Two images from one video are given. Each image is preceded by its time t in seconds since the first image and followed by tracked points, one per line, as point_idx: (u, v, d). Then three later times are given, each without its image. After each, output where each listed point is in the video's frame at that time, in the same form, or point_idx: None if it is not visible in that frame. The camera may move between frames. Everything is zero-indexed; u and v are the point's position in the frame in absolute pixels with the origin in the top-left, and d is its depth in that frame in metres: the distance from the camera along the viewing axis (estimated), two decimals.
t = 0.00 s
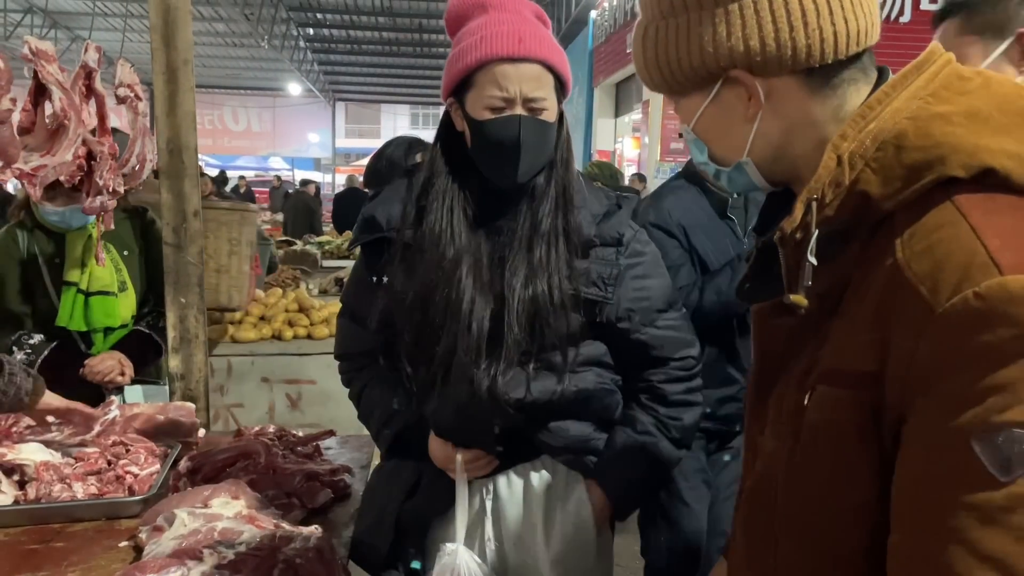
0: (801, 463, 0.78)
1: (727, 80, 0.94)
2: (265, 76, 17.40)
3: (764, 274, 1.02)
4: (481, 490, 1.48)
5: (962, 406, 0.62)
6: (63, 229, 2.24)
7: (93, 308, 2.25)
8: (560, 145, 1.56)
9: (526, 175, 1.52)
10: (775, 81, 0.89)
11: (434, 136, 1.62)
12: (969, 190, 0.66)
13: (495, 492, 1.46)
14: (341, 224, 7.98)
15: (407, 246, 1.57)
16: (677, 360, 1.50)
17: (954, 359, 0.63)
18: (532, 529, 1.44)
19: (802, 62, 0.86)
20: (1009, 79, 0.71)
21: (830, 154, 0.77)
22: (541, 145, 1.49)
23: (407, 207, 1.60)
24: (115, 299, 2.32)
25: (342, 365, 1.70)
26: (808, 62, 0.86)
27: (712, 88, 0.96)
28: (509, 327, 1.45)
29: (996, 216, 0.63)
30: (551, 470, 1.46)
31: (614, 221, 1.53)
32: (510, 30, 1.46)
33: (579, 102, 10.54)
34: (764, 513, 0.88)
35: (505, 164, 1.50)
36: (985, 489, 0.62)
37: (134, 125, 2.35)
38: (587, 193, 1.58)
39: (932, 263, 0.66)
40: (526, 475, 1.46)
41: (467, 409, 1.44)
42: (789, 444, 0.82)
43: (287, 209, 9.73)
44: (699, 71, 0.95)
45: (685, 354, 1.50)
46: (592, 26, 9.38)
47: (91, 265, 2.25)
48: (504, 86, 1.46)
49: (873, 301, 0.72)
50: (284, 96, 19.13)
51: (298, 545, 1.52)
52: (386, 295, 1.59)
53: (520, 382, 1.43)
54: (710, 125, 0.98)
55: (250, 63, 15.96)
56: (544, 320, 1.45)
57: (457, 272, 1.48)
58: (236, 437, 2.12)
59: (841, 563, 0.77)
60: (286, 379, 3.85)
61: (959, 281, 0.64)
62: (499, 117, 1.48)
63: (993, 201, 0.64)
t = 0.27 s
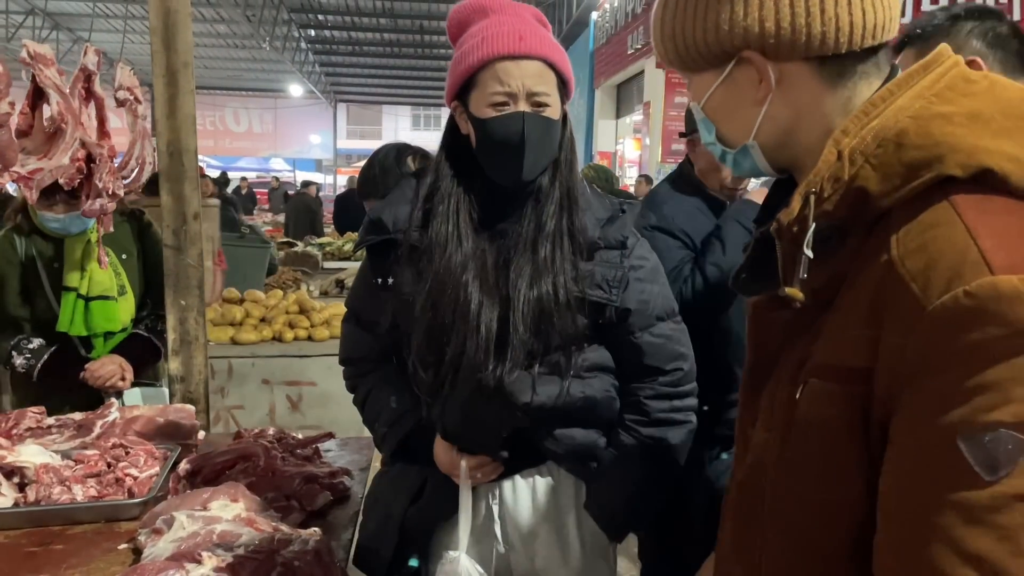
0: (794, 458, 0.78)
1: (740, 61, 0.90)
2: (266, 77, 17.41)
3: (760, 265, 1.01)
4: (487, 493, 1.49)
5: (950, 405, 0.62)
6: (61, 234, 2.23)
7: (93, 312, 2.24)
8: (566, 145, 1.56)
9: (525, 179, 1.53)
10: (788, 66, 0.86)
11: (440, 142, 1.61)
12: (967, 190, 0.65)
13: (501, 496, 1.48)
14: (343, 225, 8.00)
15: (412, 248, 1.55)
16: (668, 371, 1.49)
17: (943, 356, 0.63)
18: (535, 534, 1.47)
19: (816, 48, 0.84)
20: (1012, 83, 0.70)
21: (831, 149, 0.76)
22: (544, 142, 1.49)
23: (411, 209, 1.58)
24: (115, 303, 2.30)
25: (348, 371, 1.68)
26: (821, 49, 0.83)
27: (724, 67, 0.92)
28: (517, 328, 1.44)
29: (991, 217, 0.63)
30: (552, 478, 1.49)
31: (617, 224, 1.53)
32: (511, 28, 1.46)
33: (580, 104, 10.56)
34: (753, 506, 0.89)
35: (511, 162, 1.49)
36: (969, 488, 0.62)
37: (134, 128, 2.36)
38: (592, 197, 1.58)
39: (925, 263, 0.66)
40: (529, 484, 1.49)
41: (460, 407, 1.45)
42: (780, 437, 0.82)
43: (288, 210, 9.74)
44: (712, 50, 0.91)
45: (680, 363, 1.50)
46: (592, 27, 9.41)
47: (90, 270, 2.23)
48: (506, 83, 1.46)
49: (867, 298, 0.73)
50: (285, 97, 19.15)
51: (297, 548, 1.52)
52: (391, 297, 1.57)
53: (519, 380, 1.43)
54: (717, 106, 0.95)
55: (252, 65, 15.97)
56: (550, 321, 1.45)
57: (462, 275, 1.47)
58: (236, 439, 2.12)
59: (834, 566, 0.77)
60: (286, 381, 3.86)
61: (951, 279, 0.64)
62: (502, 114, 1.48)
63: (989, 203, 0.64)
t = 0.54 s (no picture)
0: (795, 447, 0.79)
1: (761, 43, 0.89)
2: (267, 79, 17.42)
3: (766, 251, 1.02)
4: (487, 494, 1.49)
5: (947, 395, 0.63)
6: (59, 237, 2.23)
7: (94, 314, 2.26)
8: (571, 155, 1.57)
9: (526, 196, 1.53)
10: (808, 51, 0.86)
11: (444, 150, 1.62)
12: (977, 185, 0.66)
13: (502, 496, 1.48)
14: (343, 227, 7.99)
15: (414, 250, 1.55)
16: (675, 370, 1.51)
17: (943, 346, 0.63)
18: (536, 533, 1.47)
19: (837, 33, 0.82)
20: None
21: (843, 137, 0.77)
22: (554, 164, 1.48)
23: (412, 211, 1.58)
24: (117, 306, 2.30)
25: (348, 374, 1.69)
26: (843, 35, 0.82)
27: (744, 49, 0.92)
28: (520, 328, 1.44)
29: (999, 211, 0.63)
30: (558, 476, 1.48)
31: (617, 225, 1.54)
32: (531, 52, 1.45)
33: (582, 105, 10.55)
34: (745, 492, 0.90)
35: (517, 175, 1.49)
36: (963, 479, 0.62)
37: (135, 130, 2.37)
38: (591, 198, 1.59)
39: (929, 253, 0.66)
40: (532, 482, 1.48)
41: (457, 401, 1.44)
42: (777, 427, 0.84)
43: (289, 212, 9.74)
44: (734, 30, 0.90)
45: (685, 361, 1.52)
46: (593, 29, 9.40)
47: (91, 274, 2.24)
48: (522, 107, 1.45)
49: (868, 288, 0.73)
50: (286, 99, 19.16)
51: (297, 550, 1.52)
52: (393, 297, 1.57)
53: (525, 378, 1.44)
54: (737, 88, 0.94)
55: (253, 66, 15.97)
56: (552, 321, 1.45)
57: (464, 276, 1.46)
58: (237, 441, 2.12)
59: (826, 552, 0.78)
60: (287, 382, 3.86)
61: (954, 270, 0.63)
62: (516, 137, 1.48)
63: (998, 199, 0.64)
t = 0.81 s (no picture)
0: (797, 439, 0.80)
1: (787, 26, 0.89)
2: (268, 81, 17.42)
3: (775, 238, 1.05)
4: (492, 495, 1.47)
5: (958, 380, 0.63)
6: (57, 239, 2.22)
7: (97, 321, 2.25)
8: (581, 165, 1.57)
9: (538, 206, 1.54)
10: (831, 37, 0.85)
11: (452, 158, 1.60)
12: (991, 177, 0.67)
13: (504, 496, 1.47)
14: (344, 229, 7.99)
15: (424, 253, 1.53)
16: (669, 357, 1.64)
17: (951, 331, 0.64)
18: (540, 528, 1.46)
19: (864, 18, 0.82)
20: None
21: (862, 124, 0.77)
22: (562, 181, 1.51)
23: (420, 215, 1.55)
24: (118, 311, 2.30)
25: (343, 379, 1.64)
26: (869, 19, 0.82)
27: (769, 33, 0.92)
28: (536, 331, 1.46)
29: (1015, 202, 0.64)
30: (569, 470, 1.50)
31: (619, 227, 1.61)
32: (554, 77, 1.44)
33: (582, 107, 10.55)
34: (741, 478, 0.91)
35: (526, 190, 1.52)
36: (969, 464, 0.63)
37: (138, 132, 2.37)
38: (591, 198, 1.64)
39: (946, 240, 0.67)
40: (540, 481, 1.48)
41: (467, 394, 1.43)
42: (779, 414, 0.84)
43: (290, 213, 9.74)
44: (761, 12, 0.90)
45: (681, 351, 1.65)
46: (593, 31, 9.40)
47: (93, 280, 2.24)
48: (539, 132, 1.47)
49: (880, 272, 0.74)
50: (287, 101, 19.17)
51: (298, 551, 1.52)
52: (398, 300, 1.53)
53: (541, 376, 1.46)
54: (760, 73, 0.94)
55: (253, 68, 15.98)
56: (565, 325, 1.48)
57: (481, 283, 1.46)
58: (238, 442, 2.13)
59: (831, 546, 0.79)
60: (288, 383, 3.86)
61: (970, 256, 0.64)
62: (531, 157, 1.48)
63: (1013, 192, 0.65)
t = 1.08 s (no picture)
0: (800, 434, 0.81)
1: (782, 37, 0.90)
2: (268, 82, 17.43)
3: (779, 239, 1.07)
4: (492, 497, 1.48)
5: (966, 375, 0.64)
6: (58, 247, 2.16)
7: (105, 331, 2.23)
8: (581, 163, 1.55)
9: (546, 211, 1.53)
10: (828, 40, 0.86)
11: (458, 162, 1.60)
12: (1000, 174, 0.68)
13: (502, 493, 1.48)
14: (345, 230, 7.99)
15: (429, 256, 1.52)
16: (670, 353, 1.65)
17: (958, 325, 0.65)
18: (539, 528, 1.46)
19: (856, 23, 0.83)
20: None
21: (870, 123, 0.77)
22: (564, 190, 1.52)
23: (423, 218, 1.54)
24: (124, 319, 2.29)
25: (343, 380, 1.63)
26: (862, 24, 0.83)
27: (765, 46, 0.92)
28: (541, 337, 1.46)
29: None
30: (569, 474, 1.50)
31: (620, 229, 1.62)
32: (564, 92, 1.44)
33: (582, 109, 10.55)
34: (742, 474, 0.91)
35: (528, 191, 1.51)
36: (975, 459, 0.64)
37: (139, 134, 2.37)
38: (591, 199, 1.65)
39: (955, 235, 0.68)
40: (541, 483, 1.49)
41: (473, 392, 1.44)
42: (782, 411, 0.85)
43: (291, 214, 9.74)
44: (755, 25, 0.90)
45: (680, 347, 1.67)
46: (594, 32, 9.40)
47: (99, 289, 2.22)
48: (546, 145, 1.47)
49: (891, 265, 0.75)
50: (288, 102, 19.17)
51: (300, 552, 1.53)
52: (403, 303, 1.52)
53: (546, 377, 1.47)
54: (759, 87, 0.95)
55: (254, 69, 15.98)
56: (572, 329, 1.49)
57: (488, 289, 1.46)
58: (240, 443, 2.13)
59: (835, 541, 0.80)
60: (289, 385, 3.86)
61: (980, 252, 0.65)
62: (536, 166, 1.49)
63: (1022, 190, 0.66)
